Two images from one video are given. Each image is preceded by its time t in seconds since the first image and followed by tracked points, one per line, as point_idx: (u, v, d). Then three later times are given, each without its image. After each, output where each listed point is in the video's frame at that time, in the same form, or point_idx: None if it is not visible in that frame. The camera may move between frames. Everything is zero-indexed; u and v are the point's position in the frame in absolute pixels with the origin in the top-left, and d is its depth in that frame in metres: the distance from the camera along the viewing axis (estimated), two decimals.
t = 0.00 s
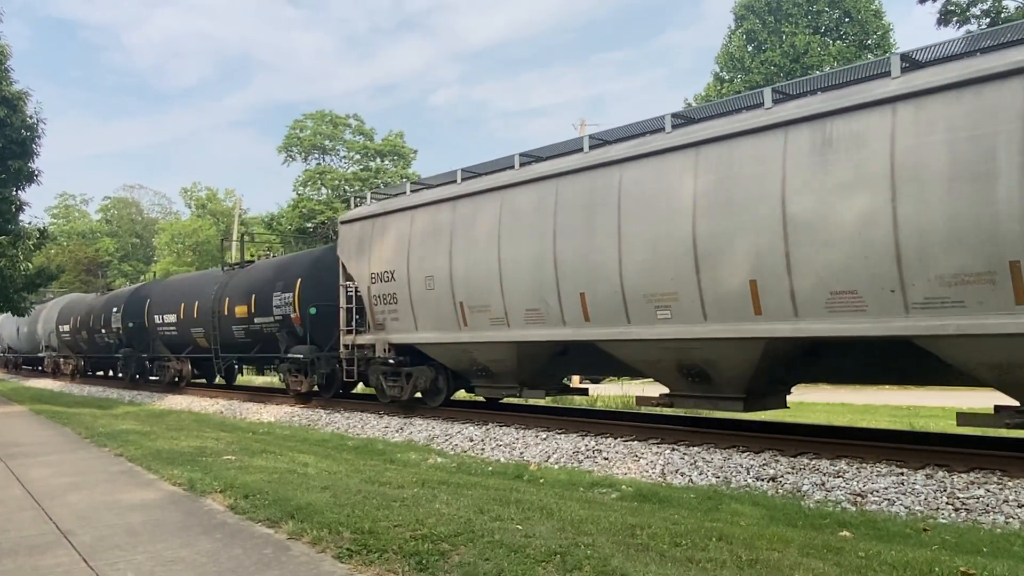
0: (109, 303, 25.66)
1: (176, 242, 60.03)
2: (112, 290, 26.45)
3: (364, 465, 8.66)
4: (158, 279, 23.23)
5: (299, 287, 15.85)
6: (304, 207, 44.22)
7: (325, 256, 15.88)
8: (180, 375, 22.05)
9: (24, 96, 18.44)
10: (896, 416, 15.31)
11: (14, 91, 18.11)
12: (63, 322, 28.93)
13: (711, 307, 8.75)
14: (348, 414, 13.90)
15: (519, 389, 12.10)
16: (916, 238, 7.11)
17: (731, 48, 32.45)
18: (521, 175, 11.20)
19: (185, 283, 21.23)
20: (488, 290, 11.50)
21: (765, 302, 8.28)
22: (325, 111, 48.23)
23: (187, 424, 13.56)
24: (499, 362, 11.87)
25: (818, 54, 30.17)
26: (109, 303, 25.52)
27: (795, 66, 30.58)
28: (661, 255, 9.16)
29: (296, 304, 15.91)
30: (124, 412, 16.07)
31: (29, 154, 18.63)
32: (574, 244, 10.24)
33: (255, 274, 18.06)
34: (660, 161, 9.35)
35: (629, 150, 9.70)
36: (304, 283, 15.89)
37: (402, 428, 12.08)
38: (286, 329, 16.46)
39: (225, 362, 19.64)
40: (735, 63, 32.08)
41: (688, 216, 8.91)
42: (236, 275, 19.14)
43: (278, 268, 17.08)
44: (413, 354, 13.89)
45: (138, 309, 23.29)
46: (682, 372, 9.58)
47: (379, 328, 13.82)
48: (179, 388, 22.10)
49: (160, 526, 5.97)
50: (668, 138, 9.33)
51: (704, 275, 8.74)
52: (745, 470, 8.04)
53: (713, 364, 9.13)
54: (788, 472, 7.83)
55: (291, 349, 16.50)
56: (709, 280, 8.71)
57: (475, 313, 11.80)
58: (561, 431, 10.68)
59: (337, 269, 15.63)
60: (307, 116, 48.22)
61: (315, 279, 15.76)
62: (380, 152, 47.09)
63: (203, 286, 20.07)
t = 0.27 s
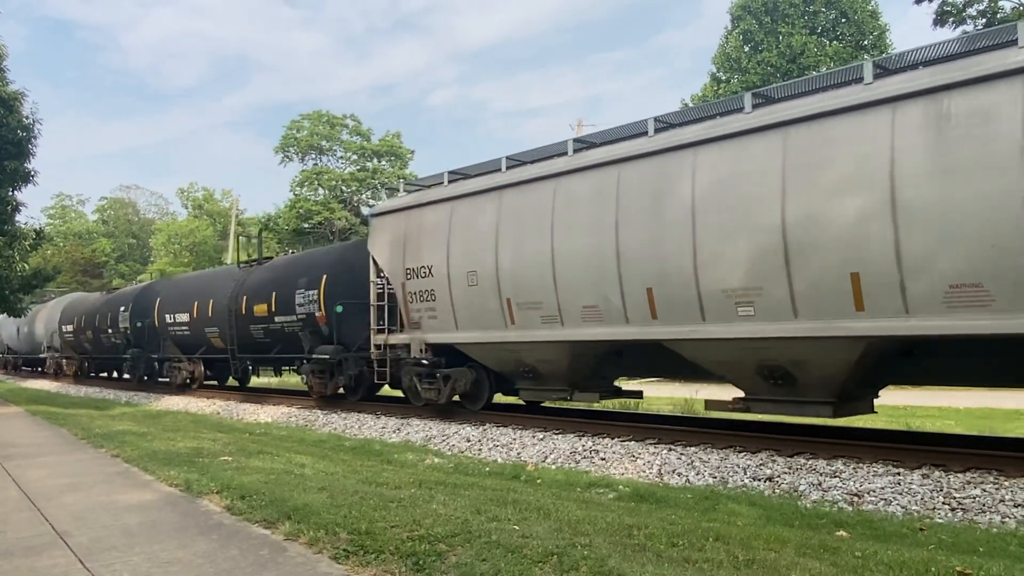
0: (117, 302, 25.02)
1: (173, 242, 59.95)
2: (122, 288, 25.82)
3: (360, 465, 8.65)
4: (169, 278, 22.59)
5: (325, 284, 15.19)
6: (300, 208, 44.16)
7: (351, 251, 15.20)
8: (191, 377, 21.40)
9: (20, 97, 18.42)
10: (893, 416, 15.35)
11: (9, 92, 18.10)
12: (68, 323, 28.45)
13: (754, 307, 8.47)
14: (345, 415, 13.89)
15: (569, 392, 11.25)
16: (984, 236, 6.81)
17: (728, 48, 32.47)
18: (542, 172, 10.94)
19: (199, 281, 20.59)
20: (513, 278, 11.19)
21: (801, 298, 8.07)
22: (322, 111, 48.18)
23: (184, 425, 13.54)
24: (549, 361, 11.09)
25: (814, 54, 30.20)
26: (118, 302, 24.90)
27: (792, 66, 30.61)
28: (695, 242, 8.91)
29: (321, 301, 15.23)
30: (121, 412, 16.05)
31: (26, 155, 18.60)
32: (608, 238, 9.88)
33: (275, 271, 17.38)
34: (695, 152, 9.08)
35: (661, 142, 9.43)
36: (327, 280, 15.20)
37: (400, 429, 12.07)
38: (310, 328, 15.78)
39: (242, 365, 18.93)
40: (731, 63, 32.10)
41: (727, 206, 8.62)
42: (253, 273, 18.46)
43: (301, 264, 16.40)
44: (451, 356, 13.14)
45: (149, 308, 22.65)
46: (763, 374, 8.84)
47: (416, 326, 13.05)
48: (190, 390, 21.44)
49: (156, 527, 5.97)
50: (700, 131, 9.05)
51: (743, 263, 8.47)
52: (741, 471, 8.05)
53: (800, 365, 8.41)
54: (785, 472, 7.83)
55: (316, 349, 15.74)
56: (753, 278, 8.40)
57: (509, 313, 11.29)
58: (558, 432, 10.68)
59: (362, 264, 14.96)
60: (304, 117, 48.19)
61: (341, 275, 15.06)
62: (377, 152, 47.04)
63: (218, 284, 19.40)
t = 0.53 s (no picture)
0: (128, 302, 24.20)
1: (170, 243, 59.89)
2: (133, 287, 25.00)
3: (358, 467, 8.66)
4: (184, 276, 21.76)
5: (358, 279, 14.35)
6: (298, 208, 44.10)
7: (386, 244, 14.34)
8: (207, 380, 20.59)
9: (16, 97, 18.39)
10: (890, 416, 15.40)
11: (6, 93, 18.07)
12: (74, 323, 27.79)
13: (772, 307, 8.27)
14: (343, 416, 13.88)
15: (639, 397, 10.35)
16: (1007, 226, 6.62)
17: (725, 48, 32.51)
18: (550, 168, 10.77)
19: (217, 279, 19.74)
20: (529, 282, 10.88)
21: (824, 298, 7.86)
22: (319, 112, 48.14)
23: (181, 426, 13.53)
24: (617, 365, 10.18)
25: (811, 55, 30.21)
26: (130, 302, 24.08)
27: (789, 67, 30.65)
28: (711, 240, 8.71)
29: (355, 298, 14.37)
30: (118, 414, 16.03)
31: (22, 156, 18.57)
32: (616, 235, 9.72)
33: (302, 267, 16.51)
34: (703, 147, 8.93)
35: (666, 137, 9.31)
36: (362, 277, 14.33)
37: (397, 430, 12.07)
38: (341, 328, 14.91)
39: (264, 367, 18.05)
40: (728, 64, 32.12)
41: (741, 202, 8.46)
42: (278, 269, 17.59)
43: (330, 259, 15.55)
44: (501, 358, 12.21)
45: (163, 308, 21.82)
46: (876, 377, 7.99)
47: (464, 327, 12.11)
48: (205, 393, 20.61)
49: (154, 528, 5.96)
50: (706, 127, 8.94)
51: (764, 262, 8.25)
52: (739, 471, 8.05)
53: (921, 367, 7.55)
54: (783, 473, 7.84)
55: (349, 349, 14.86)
56: (774, 278, 8.18)
57: (553, 311, 10.57)
58: (557, 432, 10.68)
59: (398, 262, 14.08)
60: (302, 117, 48.16)
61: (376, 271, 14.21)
62: (375, 153, 47.00)
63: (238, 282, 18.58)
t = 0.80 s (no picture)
0: (140, 301, 23.22)
1: (168, 245, 59.82)
2: (143, 286, 24.01)
3: (357, 469, 8.65)
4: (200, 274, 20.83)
5: (400, 276, 13.61)
6: (297, 210, 44.05)
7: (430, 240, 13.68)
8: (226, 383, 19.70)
9: (15, 100, 18.37)
10: (887, 417, 15.45)
11: (4, 95, 18.05)
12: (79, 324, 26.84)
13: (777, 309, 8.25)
14: (342, 418, 13.87)
15: (723, 404, 9.53)
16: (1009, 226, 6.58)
17: (724, 51, 32.55)
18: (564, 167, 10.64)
19: (236, 278, 18.85)
20: (571, 282, 10.29)
21: (837, 303, 7.77)
22: (318, 114, 48.12)
23: (180, 428, 13.51)
24: (702, 368, 9.31)
25: (810, 57, 30.24)
26: (140, 301, 23.09)
27: (787, 70, 30.69)
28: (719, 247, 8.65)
29: (395, 296, 13.62)
30: (117, 416, 16.01)
31: (20, 158, 18.54)
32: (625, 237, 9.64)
33: (334, 265, 15.69)
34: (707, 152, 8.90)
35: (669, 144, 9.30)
36: (403, 274, 13.62)
37: (396, 432, 12.06)
38: (379, 328, 14.14)
39: (289, 370, 17.07)
40: (727, 66, 32.15)
41: (750, 208, 8.40)
42: (305, 267, 16.74)
43: (365, 256, 14.78)
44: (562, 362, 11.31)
45: (178, 308, 20.88)
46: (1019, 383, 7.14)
47: (523, 327, 11.12)
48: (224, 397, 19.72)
49: (152, 531, 5.95)
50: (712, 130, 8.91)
51: (778, 268, 8.17)
52: (738, 473, 8.06)
53: None
54: (781, 475, 7.84)
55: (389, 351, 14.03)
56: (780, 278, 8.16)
57: (630, 307, 9.65)
58: (555, 434, 10.69)
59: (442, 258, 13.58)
60: (301, 120, 48.16)
61: (419, 268, 13.55)
62: (374, 155, 46.99)
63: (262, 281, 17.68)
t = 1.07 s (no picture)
0: (154, 302, 22.19)
1: (166, 249, 59.76)
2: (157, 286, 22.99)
3: (356, 472, 8.64)
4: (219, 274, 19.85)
5: (447, 274, 12.76)
6: (295, 214, 44.03)
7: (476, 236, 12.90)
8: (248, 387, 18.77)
9: (13, 103, 18.39)
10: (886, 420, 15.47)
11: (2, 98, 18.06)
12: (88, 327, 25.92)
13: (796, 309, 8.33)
14: (340, 422, 13.85)
15: (826, 412, 8.81)
16: None
17: (722, 55, 32.58)
18: (587, 166, 10.54)
19: (259, 278, 17.87)
20: (653, 279, 9.52)
21: (888, 303, 7.64)
22: (316, 118, 48.13)
23: (179, 432, 13.49)
24: (805, 374, 8.60)
25: (808, 61, 30.27)
26: (154, 303, 22.09)
27: (785, 73, 30.74)
28: (761, 246, 8.49)
29: (441, 295, 12.79)
30: (115, 420, 16.00)
31: (19, 161, 18.54)
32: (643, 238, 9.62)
33: (370, 263, 14.77)
34: (740, 149, 8.86)
35: (710, 139, 9.13)
36: (450, 271, 12.79)
37: (395, 436, 12.05)
38: (423, 329, 13.28)
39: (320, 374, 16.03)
40: (725, 70, 32.18)
41: (772, 205, 8.44)
42: (337, 265, 15.78)
43: (405, 253, 13.90)
44: (635, 370, 10.49)
45: (196, 310, 19.89)
46: None
47: (592, 327, 10.38)
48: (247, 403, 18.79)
49: (150, 534, 5.94)
50: (743, 126, 8.89)
51: (837, 266, 7.92)
52: (737, 477, 8.05)
53: None
54: (780, 478, 7.84)
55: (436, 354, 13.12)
56: (797, 279, 8.24)
57: (722, 305, 8.90)
58: (554, 438, 10.70)
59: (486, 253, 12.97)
60: (299, 123, 48.19)
61: (467, 266, 12.77)
62: (372, 159, 46.99)
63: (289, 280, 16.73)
